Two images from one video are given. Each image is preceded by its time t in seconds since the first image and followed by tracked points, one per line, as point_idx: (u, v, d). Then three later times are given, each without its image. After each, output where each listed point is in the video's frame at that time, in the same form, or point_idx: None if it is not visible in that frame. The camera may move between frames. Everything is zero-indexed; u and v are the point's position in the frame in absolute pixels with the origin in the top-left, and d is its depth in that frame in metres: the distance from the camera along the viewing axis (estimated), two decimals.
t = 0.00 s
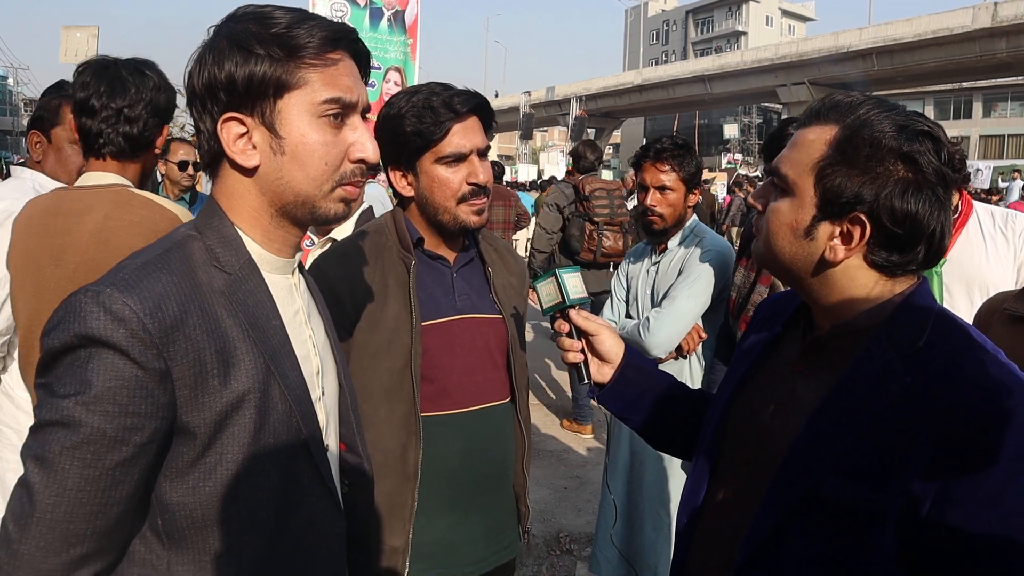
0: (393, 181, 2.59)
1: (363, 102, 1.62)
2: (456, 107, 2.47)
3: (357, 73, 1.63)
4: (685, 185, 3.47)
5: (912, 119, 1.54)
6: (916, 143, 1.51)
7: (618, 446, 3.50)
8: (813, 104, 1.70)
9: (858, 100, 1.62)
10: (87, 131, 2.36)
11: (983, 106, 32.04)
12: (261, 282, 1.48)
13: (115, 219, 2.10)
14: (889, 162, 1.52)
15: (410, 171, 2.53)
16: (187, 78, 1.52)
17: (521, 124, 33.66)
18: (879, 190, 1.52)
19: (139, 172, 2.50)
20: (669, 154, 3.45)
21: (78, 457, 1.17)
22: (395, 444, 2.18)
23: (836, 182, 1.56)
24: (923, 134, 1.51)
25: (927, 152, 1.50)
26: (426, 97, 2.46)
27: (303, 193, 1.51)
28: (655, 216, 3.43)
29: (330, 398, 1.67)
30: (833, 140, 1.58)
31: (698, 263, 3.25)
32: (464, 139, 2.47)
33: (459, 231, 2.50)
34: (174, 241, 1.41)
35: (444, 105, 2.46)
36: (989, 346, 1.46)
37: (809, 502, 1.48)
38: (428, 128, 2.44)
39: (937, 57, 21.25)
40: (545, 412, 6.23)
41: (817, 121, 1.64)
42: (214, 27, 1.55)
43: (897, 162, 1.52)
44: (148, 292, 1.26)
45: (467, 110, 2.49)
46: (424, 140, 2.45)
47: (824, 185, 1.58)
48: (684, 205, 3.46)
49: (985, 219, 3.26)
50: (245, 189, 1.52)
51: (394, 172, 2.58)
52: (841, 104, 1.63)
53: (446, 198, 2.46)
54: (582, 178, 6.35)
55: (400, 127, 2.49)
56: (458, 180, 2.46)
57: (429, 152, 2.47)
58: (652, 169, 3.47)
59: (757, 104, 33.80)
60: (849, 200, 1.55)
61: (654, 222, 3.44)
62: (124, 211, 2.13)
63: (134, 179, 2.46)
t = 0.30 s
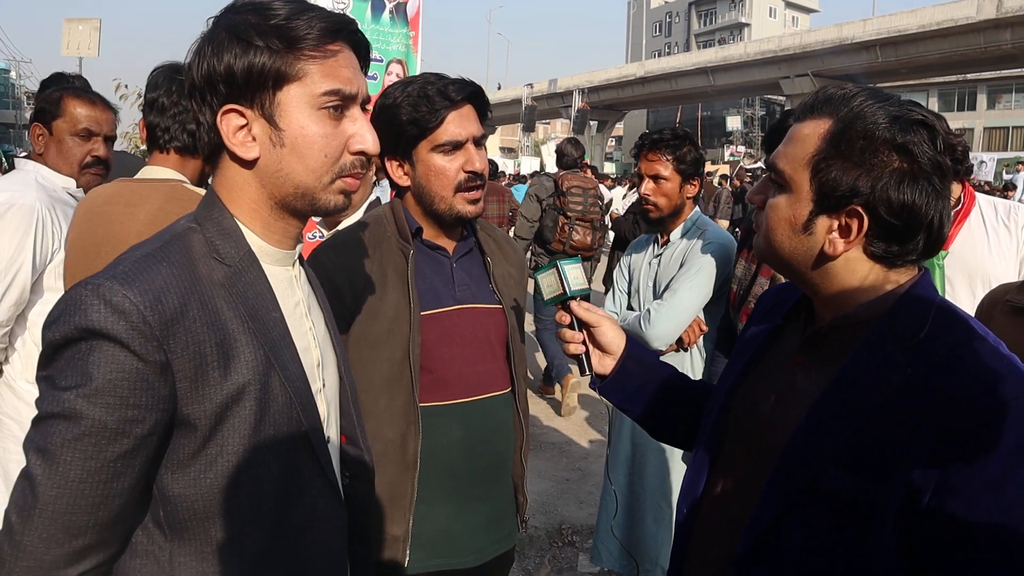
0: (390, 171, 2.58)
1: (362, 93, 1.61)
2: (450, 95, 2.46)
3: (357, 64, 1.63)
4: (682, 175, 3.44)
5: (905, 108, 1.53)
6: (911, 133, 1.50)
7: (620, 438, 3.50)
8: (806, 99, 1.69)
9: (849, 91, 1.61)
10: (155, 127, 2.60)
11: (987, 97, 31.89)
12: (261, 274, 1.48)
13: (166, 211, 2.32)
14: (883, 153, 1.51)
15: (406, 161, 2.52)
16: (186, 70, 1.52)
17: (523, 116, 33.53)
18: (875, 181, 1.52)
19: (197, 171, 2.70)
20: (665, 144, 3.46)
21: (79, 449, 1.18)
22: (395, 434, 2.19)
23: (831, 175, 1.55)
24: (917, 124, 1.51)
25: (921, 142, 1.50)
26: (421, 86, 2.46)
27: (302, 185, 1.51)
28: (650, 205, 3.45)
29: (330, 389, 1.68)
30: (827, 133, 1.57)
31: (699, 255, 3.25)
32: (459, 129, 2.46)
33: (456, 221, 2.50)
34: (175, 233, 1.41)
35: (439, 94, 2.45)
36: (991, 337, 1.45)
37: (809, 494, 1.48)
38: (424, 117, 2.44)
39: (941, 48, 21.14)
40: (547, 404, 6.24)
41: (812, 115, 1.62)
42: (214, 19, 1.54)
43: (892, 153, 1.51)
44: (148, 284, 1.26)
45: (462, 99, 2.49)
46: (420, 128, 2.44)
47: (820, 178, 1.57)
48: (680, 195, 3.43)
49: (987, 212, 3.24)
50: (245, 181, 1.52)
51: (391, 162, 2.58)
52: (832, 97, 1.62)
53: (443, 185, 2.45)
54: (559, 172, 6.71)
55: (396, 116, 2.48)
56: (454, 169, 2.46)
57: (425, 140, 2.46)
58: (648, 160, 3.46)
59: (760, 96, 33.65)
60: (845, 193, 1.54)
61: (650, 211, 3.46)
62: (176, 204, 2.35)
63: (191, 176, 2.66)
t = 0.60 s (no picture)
0: (394, 168, 2.59)
1: (364, 95, 1.62)
2: (465, 108, 2.47)
3: (359, 65, 1.63)
4: (674, 172, 3.45)
5: (898, 107, 1.53)
6: (904, 132, 1.50)
7: (620, 437, 3.51)
8: (799, 101, 1.69)
9: (843, 92, 1.62)
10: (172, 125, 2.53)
11: (989, 95, 31.85)
12: (262, 273, 1.48)
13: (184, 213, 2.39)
14: (877, 152, 1.52)
15: (410, 159, 2.53)
16: (189, 70, 1.52)
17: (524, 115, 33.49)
18: (870, 180, 1.52)
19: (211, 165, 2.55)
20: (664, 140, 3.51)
21: (81, 447, 1.18)
22: (395, 433, 2.20)
23: (827, 175, 1.56)
24: (910, 121, 1.51)
25: (915, 140, 1.50)
26: (439, 92, 2.46)
27: (303, 185, 1.51)
28: (640, 200, 3.57)
29: (330, 387, 1.68)
30: (821, 134, 1.58)
31: (699, 254, 3.25)
32: (466, 142, 2.47)
33: (450, 229, 2.49)
34: (175, 232, 1.42)
35: (452, 105, 2.45)
36: (991, 337, 1.45)
37: (809, 492, 1.49)
38: (434, 124, 2.44)
39: (942, 46, 21.12)
40: (548, 402, 6.24)
41: (806, 117, 1.63)
42: (217, 19, 1.54)
43: (886, 152, 1.51)
44: (149, 282, 1.26)
45: (476, 114, 2.48)
46: (428, 134, 2.45)
47: (815, 179, 1.58)
48: (668, 189, 3.47)
49: (987, 210, 3.24)
50: (246, 181, 1.52)
51: (395, 160, 2.58)
52: (825, 98, 1.62)
53: (439, 192, 2.46)
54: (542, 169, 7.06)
55: (408, 119, 2.48)
56: (452, 178, 2.46)
57: (431, 147, 2.47)
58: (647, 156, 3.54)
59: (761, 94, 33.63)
60: (841, 193, 1.55)
61: (641, 205, 3.58)
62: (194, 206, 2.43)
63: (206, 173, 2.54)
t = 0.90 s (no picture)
0: (392, 163, 2.58)
1: (364, 96, 1.62)
2: (465, 98, 2.49)
3: (359, 66, 1.63)
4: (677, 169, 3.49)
5: (901, 107, 1.54)
6: (907, 132, 1.51)
7: (621, 435, 3.52)
8: (802, 100, 1.69)
9: (846, 92, 1.62)
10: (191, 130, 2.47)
11: (990, 93, 31.81)
12: (261, 273, 1.49)
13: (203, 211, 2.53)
14: (880, 152, 1.52)
15: (410, 153, 2.53)
16: (190, 71, 1.52)
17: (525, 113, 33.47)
18: (873, 180, 1.52)
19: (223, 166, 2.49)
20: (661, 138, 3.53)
21: (83, 445, 1.19)
22: (394, 432, 2.21)
23: (830, 175, 1.56)
24: (913, 121, 1.51)
25: (917, 140, 1.50)
26: (437, 85, 2.47)
27: (304, 186, 1.52)
28: (639, 198, 3.60)
29: (330, 386, 1.69)
30: (824, 134, 1.58)
31: (696, 251, 3.25)
32: (466, 132, 2.48)
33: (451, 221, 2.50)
34: (175, 232, 1.42)
35: (453, 97, 2.47)
36: (991, 336, 1.46)
37: (809, 492, 1.49)
38: (436, 113, 2.45)
39: (944, 44, 21.09)
40: (548, 401, 6.25)
41: (809, 116, 1.63)
42: (218, 19, 1.54)
43: (888, 152, 1.52)
44: (149, 282, 1.27)
45: (475, 105, 2.51)
46: (429, 125, 2.46)
47: (819, 178, 1.58)
48: (665, 185, 3.49)
49: (987, 209, 3.24)
50: (248, 181, 1.52)
51: (394, 155, 2.57)
52: (829, 97, 1.63)
53: (440, 184, 2.46)
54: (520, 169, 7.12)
55: (408, 111, 2.49)
56: (453, 170, 2.47)
57: (431, 137, 2.48)
58: (643, 158, 3.56)
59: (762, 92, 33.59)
60: (844, 192, 1.55)
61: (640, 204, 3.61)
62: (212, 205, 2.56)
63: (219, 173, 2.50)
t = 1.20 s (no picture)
0: (389, 159, 2.58)
1: (365, 96, 1.62)
2: (465, 97, 2.50)
3: (359, 66, 1.63)
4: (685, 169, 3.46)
5: (904, 105, 1.54)
6: (910, 130, 1.51)
7: (621, 433, 3.52)
8: (804, 99, 1.69)
9: (848, 91, 1.62)
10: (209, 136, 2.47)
11: (990, 92, 31.80)
12: (261, 273, 1.49)
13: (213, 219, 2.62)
14: (884, 150, 1.52)
15: (408, 150, 2.53)
16: (191, 70, 1.52)
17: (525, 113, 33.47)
18: (876, 178, 1.52)
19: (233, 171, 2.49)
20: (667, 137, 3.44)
21: (84, 445, 1.19)
22: (394, 432, 2.21)
23: (833, 174, 1.56)
24: (916, 120, 1.51)
25: (921, 138, 1.50)
26: (437, 83, 2.48)
27: (305, 186, 1.52)
28: (650, 198, 3.50)
29: (330, 386, 1.69)
30: (827, 132, 1.58)
31: (695, 250, 3.25)
32: (466, 130, 2.49)
33: (447, 221, 2.50)
34: (176, 232, 1.42)
35: (454, 95, 2.48)
36: (993, 335, 1.46)
37: (809, 492, 1.50)
38: (435, 110, 2.46)
39: (943, 43, 21.08)
40: (548, 400, 6.25)
41: (812, 115, 1.63)
42: (218, 19, 1.54)
43: (891, 150, 1.52)
44: (150, 282, 1.27)
45: (476, 103, 2.52)
46: (430, 121, 2.47)
47: (822, 177, 1.58)
48: (679, 188, 3.47)
49: (987, 208, 3.24)
50: (248, 181, 1.53)
51: (391, 151, 2.58)
52: (832, 96, 1.63)
53: (439, 181, 2.46)
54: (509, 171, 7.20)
55: (408, 108, 2.49)
56: (452, 168, 2.47)
57: (430, 134, 2.48)
58: (649, 153, 3.47)
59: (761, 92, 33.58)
60: (847, 191, 1.55)
61: (650, 203, 3.51)
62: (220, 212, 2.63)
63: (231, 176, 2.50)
